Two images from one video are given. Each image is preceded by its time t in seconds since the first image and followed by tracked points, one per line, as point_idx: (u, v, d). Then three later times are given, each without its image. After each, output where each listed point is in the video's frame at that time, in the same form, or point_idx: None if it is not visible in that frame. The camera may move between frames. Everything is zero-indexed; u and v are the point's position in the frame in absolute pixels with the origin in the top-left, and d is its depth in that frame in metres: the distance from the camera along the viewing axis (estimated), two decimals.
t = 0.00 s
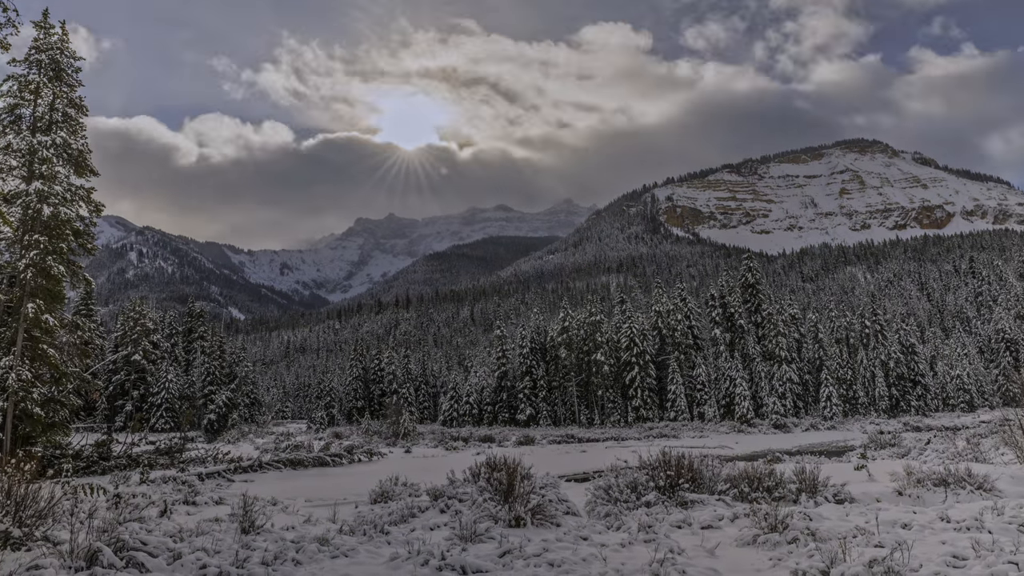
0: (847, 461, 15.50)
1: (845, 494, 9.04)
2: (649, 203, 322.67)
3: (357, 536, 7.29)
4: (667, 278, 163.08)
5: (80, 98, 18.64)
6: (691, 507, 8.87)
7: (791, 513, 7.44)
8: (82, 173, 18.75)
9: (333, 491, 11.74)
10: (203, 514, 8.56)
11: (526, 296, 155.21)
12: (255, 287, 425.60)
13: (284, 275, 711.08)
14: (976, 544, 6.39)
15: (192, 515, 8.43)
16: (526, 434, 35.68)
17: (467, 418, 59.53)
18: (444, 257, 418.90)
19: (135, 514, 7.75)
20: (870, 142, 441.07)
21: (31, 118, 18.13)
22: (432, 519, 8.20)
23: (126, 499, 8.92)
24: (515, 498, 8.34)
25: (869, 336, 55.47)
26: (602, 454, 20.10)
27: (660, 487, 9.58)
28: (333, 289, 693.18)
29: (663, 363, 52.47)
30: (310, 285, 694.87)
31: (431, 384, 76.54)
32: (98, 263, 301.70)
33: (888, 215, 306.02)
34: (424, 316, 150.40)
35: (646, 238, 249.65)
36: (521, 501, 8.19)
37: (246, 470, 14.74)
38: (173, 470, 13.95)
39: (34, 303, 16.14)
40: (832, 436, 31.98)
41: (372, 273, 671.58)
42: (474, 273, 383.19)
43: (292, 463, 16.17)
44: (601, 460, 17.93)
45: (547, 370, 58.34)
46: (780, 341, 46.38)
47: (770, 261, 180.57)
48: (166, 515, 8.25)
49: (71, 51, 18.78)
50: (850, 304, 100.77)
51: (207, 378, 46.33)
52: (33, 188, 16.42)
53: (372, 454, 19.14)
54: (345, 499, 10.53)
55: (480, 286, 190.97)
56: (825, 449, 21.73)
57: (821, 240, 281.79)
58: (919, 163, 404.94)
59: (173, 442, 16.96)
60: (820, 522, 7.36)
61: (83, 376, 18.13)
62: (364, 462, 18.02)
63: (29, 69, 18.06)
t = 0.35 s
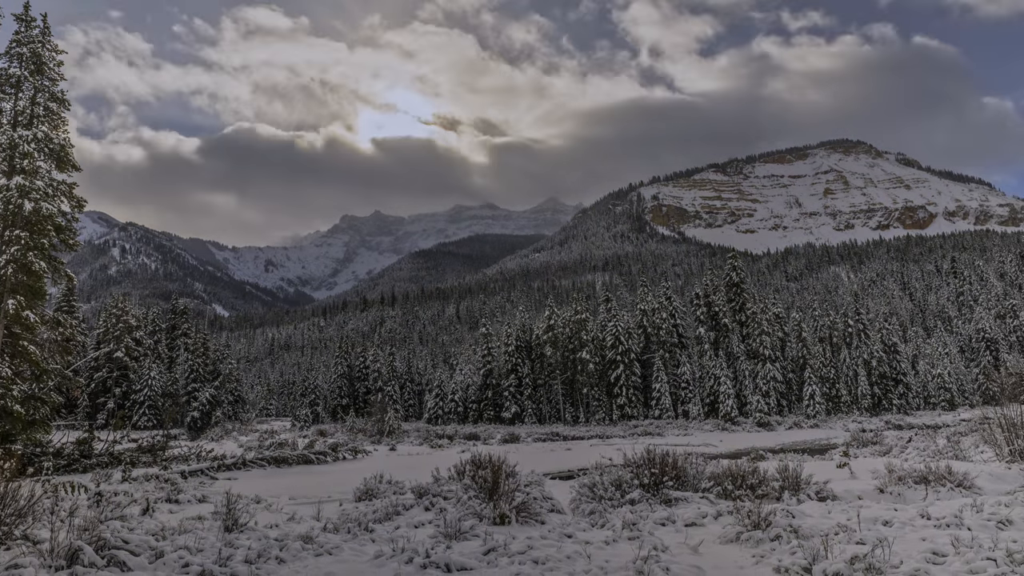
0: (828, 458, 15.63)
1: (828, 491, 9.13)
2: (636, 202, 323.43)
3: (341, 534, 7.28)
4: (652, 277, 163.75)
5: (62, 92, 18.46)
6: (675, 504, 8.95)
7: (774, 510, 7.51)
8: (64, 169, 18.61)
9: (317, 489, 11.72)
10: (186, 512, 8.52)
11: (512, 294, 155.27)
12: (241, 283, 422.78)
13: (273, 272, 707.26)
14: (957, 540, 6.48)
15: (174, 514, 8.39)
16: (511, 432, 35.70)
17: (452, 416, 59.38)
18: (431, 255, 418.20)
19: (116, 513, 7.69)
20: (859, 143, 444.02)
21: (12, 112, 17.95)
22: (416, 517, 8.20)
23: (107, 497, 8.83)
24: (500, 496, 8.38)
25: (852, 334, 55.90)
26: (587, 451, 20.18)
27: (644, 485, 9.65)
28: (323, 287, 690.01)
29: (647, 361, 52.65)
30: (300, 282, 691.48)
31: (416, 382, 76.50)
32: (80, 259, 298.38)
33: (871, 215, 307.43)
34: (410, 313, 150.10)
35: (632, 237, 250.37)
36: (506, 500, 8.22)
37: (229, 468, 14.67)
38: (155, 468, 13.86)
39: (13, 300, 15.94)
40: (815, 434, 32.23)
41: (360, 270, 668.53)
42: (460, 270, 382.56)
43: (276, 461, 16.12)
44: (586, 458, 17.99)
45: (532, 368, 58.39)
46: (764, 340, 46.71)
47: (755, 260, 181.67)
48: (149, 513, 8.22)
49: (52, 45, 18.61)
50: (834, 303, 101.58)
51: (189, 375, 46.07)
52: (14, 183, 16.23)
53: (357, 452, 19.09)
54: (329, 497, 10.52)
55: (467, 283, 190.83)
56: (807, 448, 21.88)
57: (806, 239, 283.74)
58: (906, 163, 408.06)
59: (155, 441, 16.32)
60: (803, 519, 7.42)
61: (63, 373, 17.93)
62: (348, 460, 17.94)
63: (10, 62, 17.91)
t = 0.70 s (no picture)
0: (805, 455, 15.85)
1: (806, 488, 9.25)
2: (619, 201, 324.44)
3: (322, 531, 7.27)
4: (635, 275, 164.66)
5: (40, 84, 18.17)
6: (655, 501, 9.03)
7: (755, 507, 7.56)
8: (40, 162, 18.32)
9: (297, 486, 11.67)
10: (164, 509, 8.45)
11: (494, 292, 155.21)
12: (222, 280, 419.11)
13: (258, 269, 701.99)
14: (932, 536, 6.58)
15: (152, 511, 8.31)
16: (493, 429, 35.74)
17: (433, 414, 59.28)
18: (414, 252, 416.64)
19: (93, 511, 7.58)
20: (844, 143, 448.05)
21: None
22: (396, 514, 8.19)
23: (83, 496, 8.73)
24: (481, 493, 8.40)
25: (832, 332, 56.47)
26: (566, 449, 20.26)
27: (625, 482, 9.71)
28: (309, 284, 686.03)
29: (630, 359, 52.80)
30: (286, 279, 687.16)
31: (398, 379, 76.25)
32: (58, 254, 294.13)
33: (851, 215, 309.51)
34: (392, 310, 149.64)
35: (615, 235, 251.19)
36: (487, 496, 8.24)
37: (208, 465, 14.58)
38: (133, 465, 13.72)
39: None
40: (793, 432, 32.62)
41: (345, 268, 664.42)
42: (443, 267, 382.04)
43: (256, 458, 16.01)
44: (566, 455, 18.07)
45: (514, 366, 58.55)
46: (745, 338, 47.16)
47: (736, 259, 183.15)
48: (126, 510, 8.13)
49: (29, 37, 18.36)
50: (815, 301, 102.77)
51: (169, 371, 45.55)
52: None
53: (337, 450, 19.01)
54: (310, 494, 10.48)
55: (450, 281, 190.59)
56: (786, 445, 22.10)
57: (788, 239, 286.12)
58: (889, 164, 412.32)
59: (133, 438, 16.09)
60: (782, 516, 7.49)
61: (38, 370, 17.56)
62: (329, 457, 17.87)
63: None
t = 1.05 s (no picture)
0: (788, 453, 16.01)
1: (789, 486, 9.35)
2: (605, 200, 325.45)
3: (306, 529, 7.26)
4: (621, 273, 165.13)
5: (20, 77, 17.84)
6: (639, 499, 9.09)
7: (738, 504, 7.64)
8: (21, 157, 17.98)
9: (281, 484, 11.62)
10: (147, 508, 8.40)
11: (480, 290, 155.09)
12: (207, 277, 415.92)
13: (246, 266, 697.86)
14: (913, 532, 6.66)
15: (134, 510, 8.26)
16: (478, 427, 35.77)
17: (419, 411, 59.20)
18: (400, 249, 415.24)
19: (74, 510, 7.53)
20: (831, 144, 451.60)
21: None
22: (382, 512, 8.18)
23: (64, 494, 8.64)
24: (466, 490, 8.41)
25: (816, 331, 56.87)
26: (552, 446, 20.33)
27: (610, 479, 9.76)
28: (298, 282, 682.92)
29: (615, 357, 52.89)
30: (275, 277, 683.59)
31: (384, 376, 76.07)
32: (38, 250, 290.57)
33: (835, 215, 311.40)
34: (378, 308, 149.19)
35: (601, 233, 251.65)
36: (472, 494, 8.25)
37: (191, 463, 14.46)
38: (116, 463, 13.58)
39: None
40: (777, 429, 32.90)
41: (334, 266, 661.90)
42: (430, 265, 381.53)
43: (240, 456, 15.91)
44: (552, 453, 18.14)
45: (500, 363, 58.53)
46: (729, 336, 47.44)
47: (722, 258, 184.15)
48: (108, 509, 8.08)
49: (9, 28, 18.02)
50: (800, 300, 103.58)
51: (152, 368, 45.11)
52: None
53: (322, 447, 18.92)
54: (294, 492, 10.43)
55: (436, 279, 190.21)
56: (770, 443, 22.25)
57: (773, 238, 287.92)
58: (876, 165, 415.72)
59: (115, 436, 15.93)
60: (766, 513, 7.57)
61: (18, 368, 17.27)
62: (314, 454, 17.82)
63: None
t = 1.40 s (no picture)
0: (775, 450, 16.18)
1: (774, 483, 9.47)
2: (590, 198, 326.34)
3: (291, 526, 7.23)
4: (607, 271, 165.66)
5: None
6: (624, 496, 9.16)
7: (722, 502, 7.72)
8: None
9: (266, 481, 11.59)
10: (129, 506, 8.35)
11: (466, 287, 154.99)
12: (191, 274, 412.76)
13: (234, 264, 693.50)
14: (895, 530, 6.74)
15: (117, 508, 8.21)
16: (465, 425, 35.88)
17: (404, 409, 59.04)
18: (385, 246, 413.76)
19: (56, 507, 7.49)
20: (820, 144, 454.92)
21: None
22: (367, 510, 8.17)
23: (45, 492, 8.56)
24: (452, 488, 8.41)
25: (800, 329, 57.22)
26: (539, 444, 20.38)
27: (595, 477, 9.79)
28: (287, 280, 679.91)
29: (601, 355, 52.90)
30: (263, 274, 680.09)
31: (369, 374, 75.92)
32: (19, 246, 287.34)
33: (819, 214, 313.64)
34: (364, 305, 148.85)
35: (587, 232, 252.37)
36: (457, 491, 8.27)
37: (175, 460, 14.33)
38: (97, 459, 13.40)
39: None
40: (761, 428, 33.06)
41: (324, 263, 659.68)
42: (416, 263, 380.96)
43: (224, 453, 15.77)
44: (538, 450, 18.23)
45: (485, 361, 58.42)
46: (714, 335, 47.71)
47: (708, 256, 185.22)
48: (91, 507, 8.02)
49: None
50: (784, 299, 104.44)
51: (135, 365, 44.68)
52: None
53: (308, 444, 18.81)
54: (279, 490, 10.39)
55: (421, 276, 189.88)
56: (756, 441, 22.43)
57: (758, 237, 289.83)
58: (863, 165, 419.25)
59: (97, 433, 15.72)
60: (750, 510, 7.64)
61: None
62: (298, 452, 17.72)
63: None
